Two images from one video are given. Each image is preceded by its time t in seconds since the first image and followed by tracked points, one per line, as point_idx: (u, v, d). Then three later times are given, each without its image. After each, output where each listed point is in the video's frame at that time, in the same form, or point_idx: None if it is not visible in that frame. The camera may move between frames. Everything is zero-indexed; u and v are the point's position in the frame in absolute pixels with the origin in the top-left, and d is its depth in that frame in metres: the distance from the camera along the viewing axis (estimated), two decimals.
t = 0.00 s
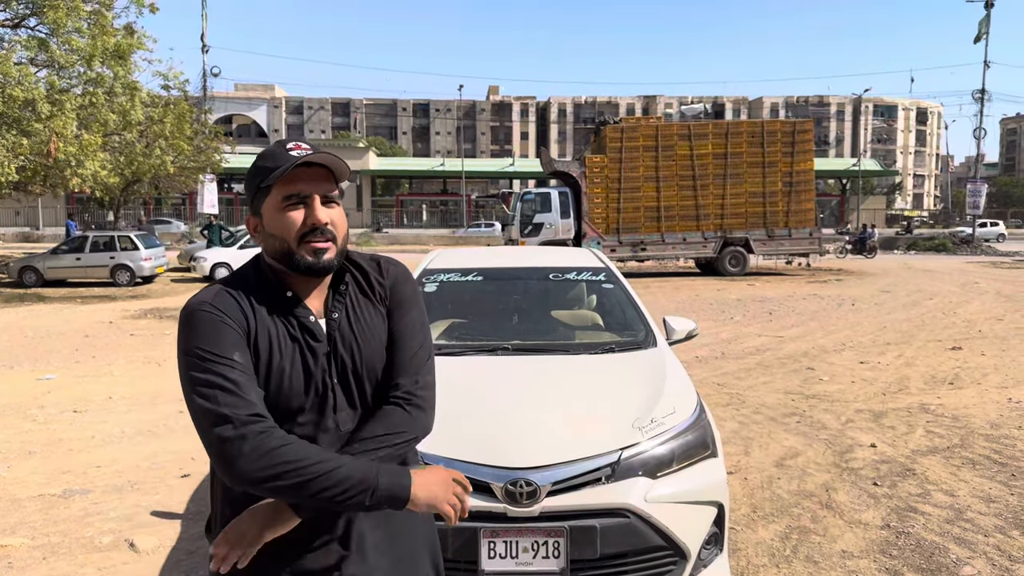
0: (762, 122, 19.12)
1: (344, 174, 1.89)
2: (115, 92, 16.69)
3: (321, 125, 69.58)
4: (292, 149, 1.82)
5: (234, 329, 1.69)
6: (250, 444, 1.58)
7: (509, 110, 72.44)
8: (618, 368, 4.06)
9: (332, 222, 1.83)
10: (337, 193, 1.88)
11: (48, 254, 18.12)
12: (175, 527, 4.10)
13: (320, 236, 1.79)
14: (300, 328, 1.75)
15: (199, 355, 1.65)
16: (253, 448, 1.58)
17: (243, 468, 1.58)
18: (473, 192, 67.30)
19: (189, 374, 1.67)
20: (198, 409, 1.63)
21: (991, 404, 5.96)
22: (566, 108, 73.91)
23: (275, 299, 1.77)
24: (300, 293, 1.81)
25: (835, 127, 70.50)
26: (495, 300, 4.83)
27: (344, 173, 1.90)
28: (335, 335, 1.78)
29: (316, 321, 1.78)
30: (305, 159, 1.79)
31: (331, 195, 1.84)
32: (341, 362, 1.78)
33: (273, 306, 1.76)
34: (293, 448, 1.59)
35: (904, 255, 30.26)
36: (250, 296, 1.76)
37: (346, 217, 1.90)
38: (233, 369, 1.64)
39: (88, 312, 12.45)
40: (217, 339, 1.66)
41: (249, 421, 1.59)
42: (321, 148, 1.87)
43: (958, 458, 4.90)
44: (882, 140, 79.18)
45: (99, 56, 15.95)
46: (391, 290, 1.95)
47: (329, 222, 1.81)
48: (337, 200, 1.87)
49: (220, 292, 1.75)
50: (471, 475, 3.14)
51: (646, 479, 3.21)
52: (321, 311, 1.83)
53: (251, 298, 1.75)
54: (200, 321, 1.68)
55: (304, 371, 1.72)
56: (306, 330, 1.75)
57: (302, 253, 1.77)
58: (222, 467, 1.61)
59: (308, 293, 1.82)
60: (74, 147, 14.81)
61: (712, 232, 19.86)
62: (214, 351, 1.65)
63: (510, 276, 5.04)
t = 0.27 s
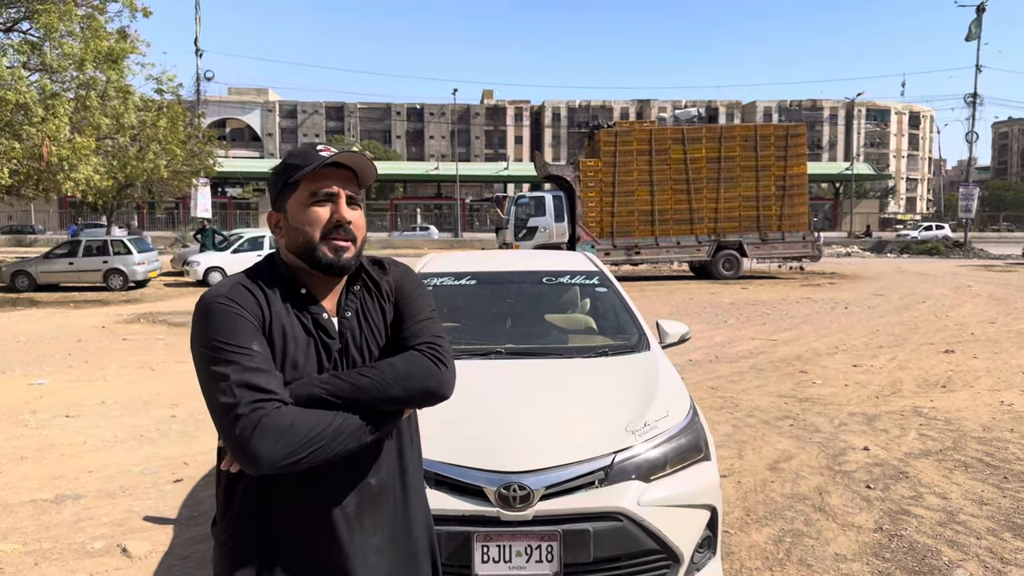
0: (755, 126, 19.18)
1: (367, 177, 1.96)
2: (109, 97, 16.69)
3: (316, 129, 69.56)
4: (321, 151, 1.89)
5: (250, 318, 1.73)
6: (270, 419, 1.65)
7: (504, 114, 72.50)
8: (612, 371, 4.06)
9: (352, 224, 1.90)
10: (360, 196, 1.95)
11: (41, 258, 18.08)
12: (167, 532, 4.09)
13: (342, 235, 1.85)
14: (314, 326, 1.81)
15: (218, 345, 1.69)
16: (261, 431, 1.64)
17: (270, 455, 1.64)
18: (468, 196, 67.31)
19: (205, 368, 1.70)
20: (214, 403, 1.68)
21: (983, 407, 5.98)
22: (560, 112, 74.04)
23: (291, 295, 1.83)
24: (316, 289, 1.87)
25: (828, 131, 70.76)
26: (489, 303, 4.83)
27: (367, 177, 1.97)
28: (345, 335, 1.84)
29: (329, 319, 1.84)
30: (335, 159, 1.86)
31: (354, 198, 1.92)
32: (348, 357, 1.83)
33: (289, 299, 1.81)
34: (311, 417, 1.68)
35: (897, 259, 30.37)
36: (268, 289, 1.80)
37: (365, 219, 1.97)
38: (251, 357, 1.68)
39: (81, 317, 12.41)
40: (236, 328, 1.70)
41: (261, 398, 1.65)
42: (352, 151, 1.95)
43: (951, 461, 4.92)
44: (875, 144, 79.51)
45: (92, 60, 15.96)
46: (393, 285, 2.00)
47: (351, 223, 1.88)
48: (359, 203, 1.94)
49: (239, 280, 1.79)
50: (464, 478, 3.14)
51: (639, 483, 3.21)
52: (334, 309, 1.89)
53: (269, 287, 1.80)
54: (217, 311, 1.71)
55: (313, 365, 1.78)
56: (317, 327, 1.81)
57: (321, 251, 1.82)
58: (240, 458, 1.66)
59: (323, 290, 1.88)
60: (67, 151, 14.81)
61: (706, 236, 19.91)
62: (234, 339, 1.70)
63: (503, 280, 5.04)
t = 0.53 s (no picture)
0: (748, 128, 19.23)
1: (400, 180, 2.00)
2: (101, 99, 16.65)
3: (309, 132, 69.47)
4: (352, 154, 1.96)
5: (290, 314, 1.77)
6: (302, 404, 1.69)
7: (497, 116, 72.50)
8: (606, 372, 4.08)
9: (380, 221, 1.93)
10: (393, 196, 1.99)
11: (32, 261, 18.01)
12: (160, 535, 4.07)
13: (369, 233, 1.89)
14: (350, 319, 1.85)
15: (260, 337, 1.74)
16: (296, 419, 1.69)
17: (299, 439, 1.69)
18: (461, 198, 67.30)
19: (247, 359, 1.76)
20: (250, 393, 1.74)
21: (975, 406, 6.01)
22: (553, 114, 74.13)
23: (331, 290, 1.87)
24: (354, 284, 1.91)
25: (820, 132, 70.98)
26: (483, 305, 4.83)
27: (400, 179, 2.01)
28: (382, 329, 1.88)
29: (364, 314, 1.87)
30: (364, 161, 1.92)
31: (386, 196, 1.96)
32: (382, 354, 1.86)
33: (328, 294, 1.86)
34: (348, 405, 1.73)
35: (890, 259, 30.50)
36: (306, 284, 1.85)
37: (397, 219, 2.01)
38: (290, 348, 1.73)
39: (73, 320, 12.36)
40: (276, 321, 1.75)
41: (287, 392, 1.70)
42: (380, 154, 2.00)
43: (943, 460, 4.94)
44: (867, 146, 79.82)
45: (83, 63, 15.91)
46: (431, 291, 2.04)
47: (376, 221, 1.91)
48: (391, 203, 1.99)
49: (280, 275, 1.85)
50: (457, 479, 3.14)
51: (631, 483, 3.22)
52: (372, 306, 1.93)
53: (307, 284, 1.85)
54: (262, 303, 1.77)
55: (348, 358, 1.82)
56: (355, 321, 1.85)
57: (350, 247, 1.87)
58: (273, 446, 1.70)
59: (360, 287, 1.92)
60: (59, 153, 14.75)
61: (699, 237, 19.95)
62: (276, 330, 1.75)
63: (497, 281, 5.05)
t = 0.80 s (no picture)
0: (740, 127, 19.27)
1: (454, 201, 2.00)
2: (92, 99, 16.58)
3: (302, 131, 69.32)
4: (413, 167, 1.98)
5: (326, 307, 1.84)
6: (324, 396, 1.75)
7: (491, 115, 72.45)
8: (600, 371, 4.08)
9: (427, 237, 1.94)
10: (446, 215, 1.99)
11: (23, 262, 17.92)
12: (153, 536, 4.06)
13: (413, 248, 1.90)
14: (388, 321, 1.87)
15: (297, 325, 1.82)
16: (316, 409, 1.74)
17: (314, 428, 1.75)
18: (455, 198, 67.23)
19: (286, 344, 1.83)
20: (279, 375, 1.82)
21: (966, 404, 6.03)
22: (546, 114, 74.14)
23: (375, 287, 1.91)
24: (398, 288, 1.93)
25: (812, 131, 71.20)
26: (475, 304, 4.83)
27: (454, 198, 2.01)
28: (418, 331, 1.89)
29: (403, 317, 1.90)
30: (420, 177, 1.94)
31: (437, 214, 1.96)
32: (414, 356, 1.87)
33: (369, 291, 1.90)
34: (367, 408, 1.76)
35: (882, 258, 30.59)
36: (351, 282, 1.90)
37: (449, 239, 2.00)
38: (321, 342, 1.80)
39: (64, 320, 12.30)
40: (314, 311, 1.83)
41: (307, 382, 1.76)
42: (439, 171, 2.01)
43: (934, 458, 4.95)
44: (860, 145, 80.07)
45: (74, 63, 15.84)
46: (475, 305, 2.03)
47: (422, 237, 1.92)
48: (444, 220, 1.98)
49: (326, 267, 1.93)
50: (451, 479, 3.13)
51: (624, 482, 3.22)
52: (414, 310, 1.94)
53: (351, 280, 1.90)
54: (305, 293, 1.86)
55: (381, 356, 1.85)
56: (392, 320, 1.88)
57: (394, 258, 1.90)
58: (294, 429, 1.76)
59: (404, 292, 1.94)
60: (50, 153, 14.68)
61: (692, 236, 19.98)
62: (312, 320, 1.82)
63: (490, 280, 5.05)
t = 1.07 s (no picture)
0: (734, 125, 19.31)
1: (468, 191, 1.99)
2: (84, 97, 16.52)
3: (295, 129, 69.16)
4: (425, 161, 1.98)
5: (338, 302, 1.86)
6: (330, 390, 1.76)
7: (485, 113, 72.37)
8: (594, 368, 4.08)
9: (442, 231, 1.94)
10: (460, 206, 1.99)
11: (15, 260, 17.85)
12: (146, 535, 4.04)
13: (430, 244, 1.91)
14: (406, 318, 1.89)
15: (312, 318, 1.85)
16: (321, 401, 1.76)
17: (316, 419, 1.77)
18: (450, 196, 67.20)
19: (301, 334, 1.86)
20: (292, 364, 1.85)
21: (959, 401, 6.05)
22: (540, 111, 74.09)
23: (393, 287, 1.92)
24: (417, 287, 1.94)
25: (806, 129, 71.33)
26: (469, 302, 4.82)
27: (469, 189, 2.00)
28: (431, 331, 1.89)
29: (419, 315, 1.91)
30: (430, 172, 1.94)
31: (451, 208, 1.96)
32: (427, 356, 1.87)
33: (385, 289, 1.91)
34: (368, 404, 1.76)
35: (875, 255, 30.69)
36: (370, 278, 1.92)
37: (464, 233, 1.99)
38: (333, 337, 1.82)
39: (57, 319, 12.26)
40: (327, 304, 1.85)
41: (314, 375, 1.78)
42: (451, 163, 2.01)
43: (927, 455, 4.97)
44: (853, 143, 80.28)
45: (66, 61, 15.77)
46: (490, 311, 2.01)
47: (439, 231, 1.93)
48: (458, 214, 1.98)
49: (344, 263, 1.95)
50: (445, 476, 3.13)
51: (618, 479, 3.22)
52: (431, 306, 1.94)
53: (367, 278, 1.92)
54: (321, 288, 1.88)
55: (392, 354, 1.86)
56: (407, 320, 1.89)
57: (413, 255, 1.91)
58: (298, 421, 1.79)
59: (423, 289, 1.95)
60: (42, 151, 14.61)
61: (686, 234, 19.98)
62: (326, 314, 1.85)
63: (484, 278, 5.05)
